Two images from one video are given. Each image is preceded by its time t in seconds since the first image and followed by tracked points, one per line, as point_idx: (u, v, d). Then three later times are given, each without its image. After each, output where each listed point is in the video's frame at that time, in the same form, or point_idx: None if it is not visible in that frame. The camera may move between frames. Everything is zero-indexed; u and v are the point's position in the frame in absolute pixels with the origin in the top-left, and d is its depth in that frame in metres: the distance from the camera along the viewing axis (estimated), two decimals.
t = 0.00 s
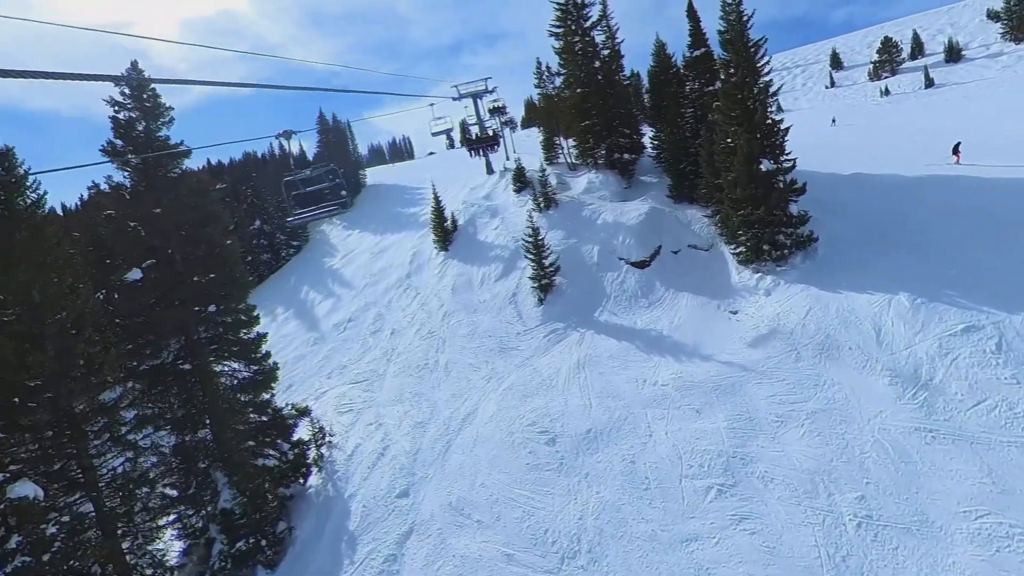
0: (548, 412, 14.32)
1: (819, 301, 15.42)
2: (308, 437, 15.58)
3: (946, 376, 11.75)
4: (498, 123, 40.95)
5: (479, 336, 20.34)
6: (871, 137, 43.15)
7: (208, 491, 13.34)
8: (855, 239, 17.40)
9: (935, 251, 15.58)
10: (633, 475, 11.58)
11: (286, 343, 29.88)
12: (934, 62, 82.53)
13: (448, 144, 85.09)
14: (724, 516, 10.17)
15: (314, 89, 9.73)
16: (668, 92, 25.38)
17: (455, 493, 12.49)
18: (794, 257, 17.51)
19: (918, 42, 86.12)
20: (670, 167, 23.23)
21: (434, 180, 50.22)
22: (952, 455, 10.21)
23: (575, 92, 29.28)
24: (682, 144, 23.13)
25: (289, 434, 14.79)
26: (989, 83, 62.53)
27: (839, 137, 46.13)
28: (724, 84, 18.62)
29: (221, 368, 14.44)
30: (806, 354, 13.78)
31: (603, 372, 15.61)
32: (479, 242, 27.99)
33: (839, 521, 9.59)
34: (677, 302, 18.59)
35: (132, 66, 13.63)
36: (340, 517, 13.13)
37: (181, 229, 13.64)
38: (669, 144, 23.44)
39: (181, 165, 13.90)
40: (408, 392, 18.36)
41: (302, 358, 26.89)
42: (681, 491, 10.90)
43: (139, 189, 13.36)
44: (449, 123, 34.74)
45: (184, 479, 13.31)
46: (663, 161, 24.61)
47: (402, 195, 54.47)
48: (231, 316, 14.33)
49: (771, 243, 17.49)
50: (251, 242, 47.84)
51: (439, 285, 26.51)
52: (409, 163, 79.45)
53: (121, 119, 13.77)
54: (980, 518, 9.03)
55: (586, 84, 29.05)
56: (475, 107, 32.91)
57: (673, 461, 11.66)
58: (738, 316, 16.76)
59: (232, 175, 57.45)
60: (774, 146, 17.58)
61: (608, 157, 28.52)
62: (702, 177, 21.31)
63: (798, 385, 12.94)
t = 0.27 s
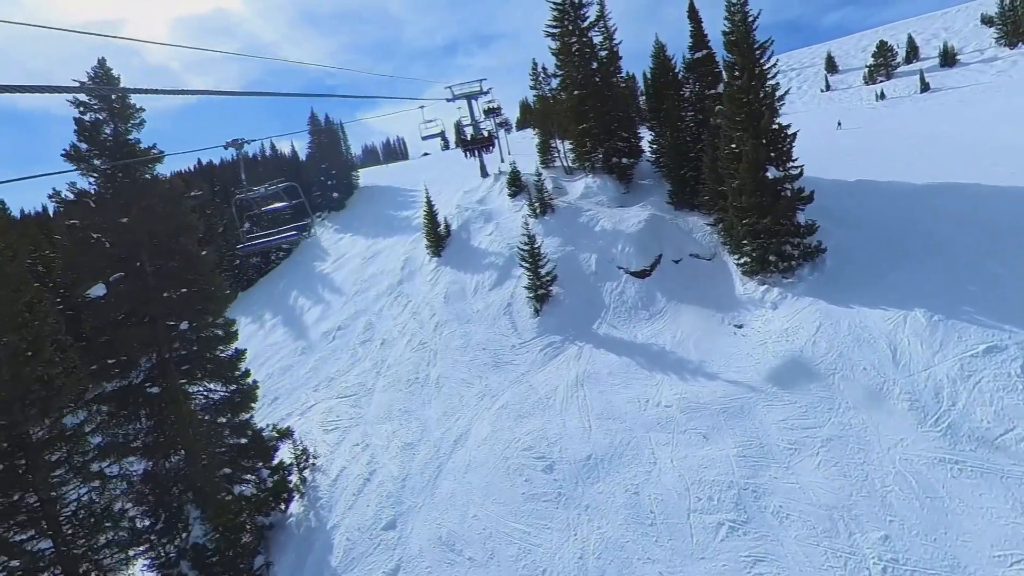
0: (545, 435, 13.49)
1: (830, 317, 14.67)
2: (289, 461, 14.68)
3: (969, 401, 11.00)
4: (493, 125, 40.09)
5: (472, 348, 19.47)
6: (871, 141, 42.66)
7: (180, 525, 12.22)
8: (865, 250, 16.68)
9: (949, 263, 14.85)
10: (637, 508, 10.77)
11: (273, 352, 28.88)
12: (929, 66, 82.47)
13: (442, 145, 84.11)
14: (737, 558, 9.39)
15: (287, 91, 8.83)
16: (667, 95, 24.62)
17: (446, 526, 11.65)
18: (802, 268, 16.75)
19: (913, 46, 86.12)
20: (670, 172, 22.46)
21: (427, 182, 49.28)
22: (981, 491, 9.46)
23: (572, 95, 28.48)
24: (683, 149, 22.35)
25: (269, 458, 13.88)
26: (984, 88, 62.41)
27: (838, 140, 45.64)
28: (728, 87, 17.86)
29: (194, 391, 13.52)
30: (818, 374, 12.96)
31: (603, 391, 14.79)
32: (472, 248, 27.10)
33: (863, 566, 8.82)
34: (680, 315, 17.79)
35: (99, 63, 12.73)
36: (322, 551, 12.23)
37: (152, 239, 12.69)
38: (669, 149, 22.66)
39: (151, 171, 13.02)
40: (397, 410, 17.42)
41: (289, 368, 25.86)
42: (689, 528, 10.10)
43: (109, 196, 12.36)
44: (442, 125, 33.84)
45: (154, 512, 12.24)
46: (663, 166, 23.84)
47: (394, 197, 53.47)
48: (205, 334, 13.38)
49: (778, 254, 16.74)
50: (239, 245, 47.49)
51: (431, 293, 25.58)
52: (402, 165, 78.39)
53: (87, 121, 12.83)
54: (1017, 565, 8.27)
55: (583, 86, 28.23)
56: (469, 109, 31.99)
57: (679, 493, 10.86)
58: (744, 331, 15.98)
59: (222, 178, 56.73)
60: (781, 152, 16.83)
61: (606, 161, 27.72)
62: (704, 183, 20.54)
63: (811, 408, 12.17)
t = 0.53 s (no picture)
0: (543, 460, 12.64)
1: (844, 333, 13.90)
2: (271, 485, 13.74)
3: (999, 428, 10.25)
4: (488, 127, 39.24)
5: (466, 361, 18.59)
6: (870, 145, 42.14)
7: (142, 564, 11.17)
8: (877, 260, 15.94)
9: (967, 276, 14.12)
10: (643, 546, 9.96)
11: (260, 361, 27.88)
12: (925, 70, 82.43)
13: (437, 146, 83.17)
14: None
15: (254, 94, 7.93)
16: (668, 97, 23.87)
17: (437, 563, 10.80)
18: (811, 279, 15.98)
19: (908, 50, 86.12)
20: (672, 178, 21.68)
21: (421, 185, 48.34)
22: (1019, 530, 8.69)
23: (570, 97, 27.73)
24: (685, 154, 21.59)
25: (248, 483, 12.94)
26: (981, 92, 62.22)
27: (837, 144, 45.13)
28: (734, 90, 17.10)
29: (164, 413, 12.54)
30: (835, 396, 12.18)
31: (604, 410, 13.97)
32: (467, 255, 26.20)
33: None
34: (684, 328, 16.97)
35: (63, 61, 11.93)
36: None
37: (123, 250, 11.73)
38: (670, 153, 21.89)
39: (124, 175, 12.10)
40: (387, 428, 16.49)
41: (275, 379, 24.83)
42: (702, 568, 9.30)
43: (80, 206, 11.51)
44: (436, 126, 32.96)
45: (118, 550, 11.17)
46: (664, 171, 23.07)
47: (387, 199, 52.50)
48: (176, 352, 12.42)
49: (787, 265, 15.96)
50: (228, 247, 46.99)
51: (423, 301, 24.65)
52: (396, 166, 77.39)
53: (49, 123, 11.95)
54: None
55: (581, 88, 27.52)
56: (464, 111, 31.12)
57: (689, 528, 10.06)
58: (752, 347, 15.19)
59: (213, 180, 56.03)
60: (789, 158, 16.08)
61: (604, 165, 26.95)
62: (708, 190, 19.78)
63: (828, 433, 11.41)
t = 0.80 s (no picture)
0: (542, 488, 11.77)
1: (860, 349, 13.15)
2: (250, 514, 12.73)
3: None
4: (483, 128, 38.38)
5: (459, 373, 17.68)
6: (868, 149, 41.68)
7: None
8: (891, 271, 15.20)
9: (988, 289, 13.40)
10: None
11: (245, 370, 26.81)
12: (920, 74, 82.38)
13: (431, 148, 82.17)
14: None
15: (222, 93, 7.09)
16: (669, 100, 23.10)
17: None
18: (823, 291, 15.19)
19: (904, 54, 86.12)
20: (674, 183, 20.91)
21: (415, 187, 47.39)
22: None
23: (568, 98, 26.89)
24: (687, 158, 20.78)
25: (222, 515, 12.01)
26: (977, 97, 62.06)
27: (836, 148, 44.60)
28: (741, 91, 16.32)
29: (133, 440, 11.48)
30: (854, 421, 11.41)
31: (607, 431, 13.14)
32: (461, 261, 25.28)
33: None
34: (689, 342, 16.15)
35: (23, 56, 11.02)
36: None
37: (82, 260, 11.09)
38: (672, 156, 21.08)
39: (82, 181, 11.40)
40: (375, 447, 15.58)
41: (261, 391, 23.79)
42: None
43: (37, 212, 10.63)
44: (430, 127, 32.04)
45: None
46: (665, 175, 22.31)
47: (380, 202, 51.53)
48: (142, 371, 11.48)
49: (797, 276, 15.17)
50: (215, 249, 45.30)
51: (416, 308, 23.71)
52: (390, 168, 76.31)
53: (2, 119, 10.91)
54: None
55: (579, 89, 26.73)
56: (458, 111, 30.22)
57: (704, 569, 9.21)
58: (761, 363, 14.40)
59: (203, 181, 54.74)
60: (800, 163, 15.33)
61: (603, 169, 26.16)
62: (713, 195, 19.01)
63: (850, 461, 10.59)
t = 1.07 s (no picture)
0: (541, 521, 10.84)
1: (879, 368, 12.32)
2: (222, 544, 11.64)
3: None
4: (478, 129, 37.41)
5: (452, 388, 16.72)
6: (869, 151, 41.01)
7: None
8: (908, 282, 14.37)
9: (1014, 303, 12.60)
10: None
11: (229, 380, 25.71)
12: (917, 78, 82.11)
13: (426, 148, 81.04)
14: None
15: (180, 84, 6.23)
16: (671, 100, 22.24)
17: None
18: (837, 303, 14.35)
19: (901, 57, 85.84)
20: (677, 187, 20.07)
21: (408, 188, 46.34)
22: None
23: (566, 98, 25.99)
24: (691, 161, 19.94)
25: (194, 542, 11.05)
26: (975, 100, 61.66)
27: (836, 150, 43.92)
28: (750, 92, 15.45)
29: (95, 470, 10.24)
30: (878, 448, 10.57)
31: (610, 456, 12.23)
32: (454, 266, 24.31)
33: None
34: (695, 356, 15.27)
35: None
36: None
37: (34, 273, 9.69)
38: (675, 159, 20.22)
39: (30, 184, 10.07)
40: (361, 469, 14.58)
41: (244, 403, 22.68)
42: None
43: None
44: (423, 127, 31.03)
45: None
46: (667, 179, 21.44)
47: (373, 203, 50.42)
48: (101, 393, 10.37)
49: (810, 287, 14.32)
50: (203, 251, 43.96)
51: (407, 316, 22.69)
52: (383, 168, 75.12)
53: None
54: None
55: (577, 90, 25.83)
56: (453, 111, 29.26)
57: None
58: (773, 381, 13.54)
59: (191, 181, 53.42)
60: (813, 168, 14.49)
61: (603, 172, 25.30)
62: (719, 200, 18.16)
63: (876, 494, 9.79)
